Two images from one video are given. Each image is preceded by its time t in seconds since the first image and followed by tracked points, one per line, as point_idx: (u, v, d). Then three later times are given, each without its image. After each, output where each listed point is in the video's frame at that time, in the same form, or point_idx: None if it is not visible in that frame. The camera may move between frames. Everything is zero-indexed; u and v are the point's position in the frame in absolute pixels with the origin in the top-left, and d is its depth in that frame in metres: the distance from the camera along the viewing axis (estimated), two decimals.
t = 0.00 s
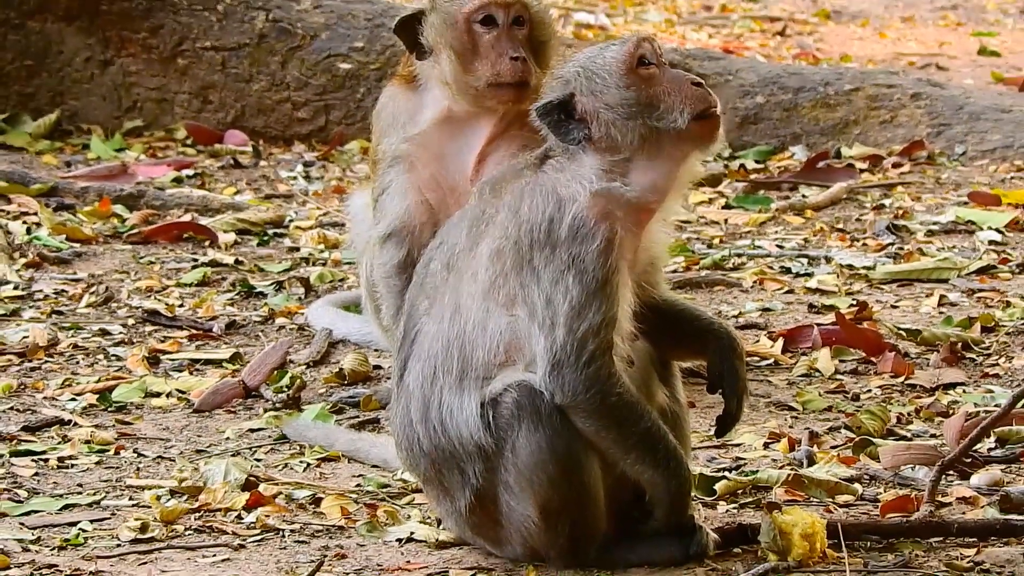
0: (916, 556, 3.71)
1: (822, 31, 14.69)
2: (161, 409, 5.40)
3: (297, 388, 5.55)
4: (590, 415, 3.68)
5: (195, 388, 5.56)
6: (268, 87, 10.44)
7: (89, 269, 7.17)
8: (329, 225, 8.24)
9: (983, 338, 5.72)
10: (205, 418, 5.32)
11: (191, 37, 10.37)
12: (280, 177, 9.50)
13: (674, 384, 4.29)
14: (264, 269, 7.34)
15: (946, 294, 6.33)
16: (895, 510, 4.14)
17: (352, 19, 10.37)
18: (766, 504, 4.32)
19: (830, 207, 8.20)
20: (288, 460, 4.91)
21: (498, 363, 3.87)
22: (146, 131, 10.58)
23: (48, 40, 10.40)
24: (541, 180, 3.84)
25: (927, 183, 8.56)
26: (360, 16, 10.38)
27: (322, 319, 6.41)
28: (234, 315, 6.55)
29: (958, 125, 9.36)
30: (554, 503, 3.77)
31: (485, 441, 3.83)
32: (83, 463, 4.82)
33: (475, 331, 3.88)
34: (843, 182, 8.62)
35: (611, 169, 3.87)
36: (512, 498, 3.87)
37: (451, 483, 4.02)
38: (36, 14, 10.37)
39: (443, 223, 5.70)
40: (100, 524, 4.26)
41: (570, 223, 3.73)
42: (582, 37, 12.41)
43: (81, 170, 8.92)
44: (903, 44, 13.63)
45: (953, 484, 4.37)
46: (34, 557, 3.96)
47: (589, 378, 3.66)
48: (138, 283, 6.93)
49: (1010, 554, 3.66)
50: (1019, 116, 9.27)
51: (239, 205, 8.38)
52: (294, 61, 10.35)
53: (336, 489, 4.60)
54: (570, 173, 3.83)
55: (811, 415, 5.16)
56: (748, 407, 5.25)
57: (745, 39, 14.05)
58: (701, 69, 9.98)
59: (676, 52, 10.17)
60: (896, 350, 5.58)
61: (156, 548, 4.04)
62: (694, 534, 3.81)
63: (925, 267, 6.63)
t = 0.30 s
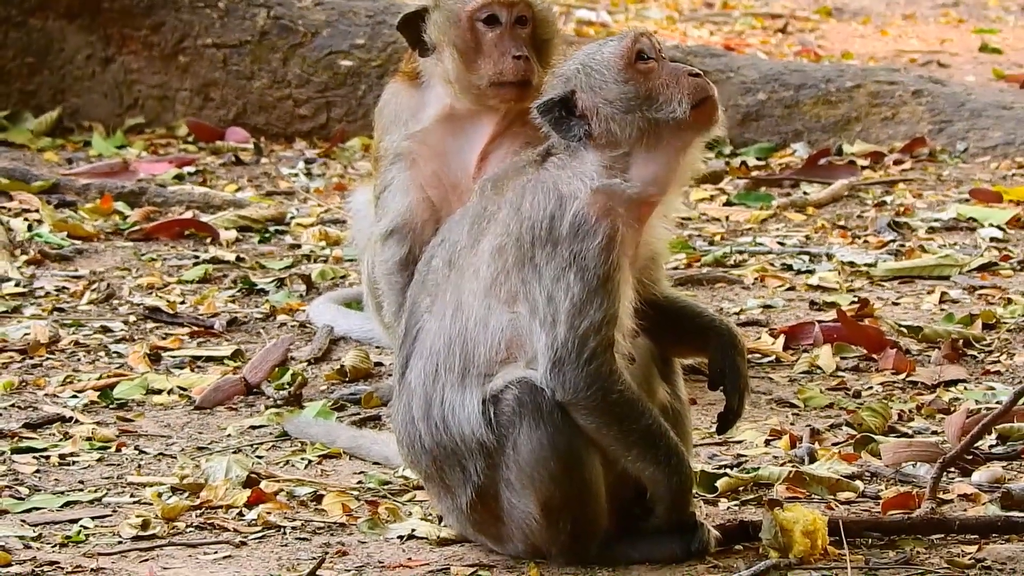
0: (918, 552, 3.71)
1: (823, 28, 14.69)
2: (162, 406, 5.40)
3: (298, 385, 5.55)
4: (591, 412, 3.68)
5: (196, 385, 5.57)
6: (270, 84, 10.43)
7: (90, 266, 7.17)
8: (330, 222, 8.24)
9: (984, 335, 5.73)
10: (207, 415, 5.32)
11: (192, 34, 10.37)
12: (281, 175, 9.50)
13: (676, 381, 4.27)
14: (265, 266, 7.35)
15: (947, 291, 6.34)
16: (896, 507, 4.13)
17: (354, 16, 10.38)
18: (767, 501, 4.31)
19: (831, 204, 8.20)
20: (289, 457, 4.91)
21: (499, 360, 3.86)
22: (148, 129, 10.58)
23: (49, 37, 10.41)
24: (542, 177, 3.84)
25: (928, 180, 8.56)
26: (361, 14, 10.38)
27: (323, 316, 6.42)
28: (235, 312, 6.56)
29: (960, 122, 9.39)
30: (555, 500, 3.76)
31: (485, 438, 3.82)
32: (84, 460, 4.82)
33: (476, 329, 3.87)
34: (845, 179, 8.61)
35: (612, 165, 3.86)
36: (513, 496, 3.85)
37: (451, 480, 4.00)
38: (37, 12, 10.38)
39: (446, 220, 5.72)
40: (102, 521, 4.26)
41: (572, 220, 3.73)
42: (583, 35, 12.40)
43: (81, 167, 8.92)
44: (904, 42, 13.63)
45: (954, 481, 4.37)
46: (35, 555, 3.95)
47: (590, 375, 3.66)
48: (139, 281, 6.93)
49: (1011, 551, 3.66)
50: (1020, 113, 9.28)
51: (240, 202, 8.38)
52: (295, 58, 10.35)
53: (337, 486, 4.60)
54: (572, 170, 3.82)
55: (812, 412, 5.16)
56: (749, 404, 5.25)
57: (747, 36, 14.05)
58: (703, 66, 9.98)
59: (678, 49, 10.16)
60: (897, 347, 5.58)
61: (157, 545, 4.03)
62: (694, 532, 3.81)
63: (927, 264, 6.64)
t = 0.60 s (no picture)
0: (918, 551, 3.70)
1: (824, 26, 14.69)
2: (163, 404, 5.40)
3: (298, 384, 5.54)
4: (592, 410, 3.68)
5: (197, 384, 5.57)
6: (271, 83, 10.43)
7: (91, 264, 7.17)
8: (331, 220, 8.25)
9: (985, 333, 5.74)
10: (207, 413, 5.32)
11: (193, 32, 10.36)
12: (282, 173, 9.50)
13: (677, 380, 4.25)
14: (266, 265, 7.35)
15: (948, 289, 6.35)
16: (897, 505, 4.12)
17: (354, 14, 10.37)
18: (767, 499, 4.29)
19: (832, 202, 8.21)
20: (289, 456, 4.90)
21: (500, 358, 3.85)
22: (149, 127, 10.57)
23: (49, 35, 10.40)
24: (543, 175, 3.83)
25: (929, 178, 8.57)
26: (362, 12, 10.39)
27: (323, 314, 6.43)
28: (235, 310, 6.56)
29: (960, 120, 9.42)
30: (556, 498, 3.76)
31: (486, 436, 3.82)
32: (85, 458, 4.81)
33: (477, 326, 3.87)
34: (845, 177, 8.61)
35: (613, 165, 3.86)
36: (513, 494, 3.85)
37: (452, 478, 4.00)
38: (38, 10, 10.38)
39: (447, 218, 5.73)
40: (102, 519, 4.25)
41: (573, 217, 3.72)
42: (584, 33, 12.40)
43: (82, 166, 8.91)
44: (904, 40, 13.64)
45: (954, 479, 4.36)
46: (36, 553, 3.94)
47: (592, 373, 3.66)
48: (140, 279, 6.93)
49: (1012, 549, 3.64)
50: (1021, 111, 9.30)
51: (241, 200, 8.38)
52: (296, 56, 10.35)
53: (338, 485, 4.59)
54: (573, 168, 3.82)
55: (813, 410, 5.16)
56: (750, 402, 5.25)
57: (747, 34, 14.06)
58: (703, 64, 9.98)
59: (679, 48, 10.15)
60: (898, 345, 5.59)
61: (158, 543, 4.02)
62: (695, 530, 3.80)
63: (927, 262, 6.64)
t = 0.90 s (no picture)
0: (919, 550, 3.70)
1: (824, 25, 14.69)
2: (163, 403, 5.40)
3: (299, 383, 5.54)
4: (593, 410, 3.67)
5: (197, 383, 5.57)
6: (272, 82, 10.43)
7: (91, 263, 7.17)
8: (332, 219, 8.24)
9: (985, 332, 5.74)
10: (208, 412, 5.32)
11: (194, 31, 10.36)
12: (283, 172, 9.50)
13: (677, 379, 4.25)
14: (267, 264, 7.35)
15: (948, 288, 6.35)
16: (898, 505, 4.12)
17: (355, 13, 10.38)
18: (768, 498, 4.29)
19: (832, 201, 8.21)
20: (290, 455, 4.90)
21: (500, 357, 3.85)
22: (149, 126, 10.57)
23: (50, 34, 10.40)
24: (544, 174, 3.83)
25: (930, 177, 8.57)
26: (363, 11, 10.40)
27: (324, 313, 6.43)
28: (236, 309, 6.56)
29: (961, 119, 9.43)
30: (557, 497, 3.76)
31: (487, 435, 3.81)
32: (86, 457, 4.81)
33: (478, 325, 3.86)
34: (845, 176, 8.61)
35: (614, 165, 3.86)
36: (514, 493, 3.84)
37: (453, 477, 3.99)
38: (39, 9, 10.38)
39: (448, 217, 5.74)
40: (103, 518, 4.25)
41: (574, 217, 3.72)
42: (585, 32, 12.40)
43: (82, 165, 8.91)
44: (905, 39, 13.65)
45: (955, 478, 4.36)
46: (37, 552, 3.94)
47: (592, 373, 3.66)
48: (141, 278, 6.94)
49: (1012, 549, 3.64)
50: (1021, 111, 9.31)
51: (241, 199, 8.38)
52: (296, 55, 10.35)
53: (339, 484, 4.60)
54: (574, 168, 3.82)
55: (813, 409, 5.16)
56: (750, 401, 5.25)
57: (748, 33, 14.06)
58: (704, 63, 9.97)
59: (680, 47, 10.15)
60: (898, 345, 5.59)
61: (158, 542, 4.02)
62: (696, 530, 3.80)
63: (928, 262, 6.64)
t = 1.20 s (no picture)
0: (919, 550, 3.70)
1: (824, 24, 14.68)
2: (164, 403, 5.39)
3: (299, 382, 5.54)
4: (593, 411, 3.67)
5: (198, 382, 5.58)
6: (272, 81, 10.43)
7: (92, 263, 7.17)
8: (332, 218, 8.24)
9: (986, 331, 5.74)
10: (208, 412, 5.33)
11: (194, 30, 10.36)
12: (283, 172, 9.50)
13: (678, 379, 4.24)
14: (267, 263, 7.36)
15: (949, 288, 6.35)
16: (898, 504, 4.11)
17: (355, 13, 10.38)
18: (768, 498, 4.29)
19: (832, 200, 8.22)
20: (291, 454, 4.90)
21: (500, 356, 3.84)
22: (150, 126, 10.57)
23: (50, 34, 10.40)
24: (546, 175, 3.82)
25: (930, 177, 8.57)
26: (363, 11, 10.39)
27: (324, 313, 6.43)
28: (237, 309, 6.57)
29: (961, 119, 9.44)
30: (557, 497, 3.75)
31: (487, 435, 3.81)
32: (86, 456, 4.81)
33: (478, 325, 3.86)
34: (845, 176, 8.61)
35: (619, 166, 3.85)
36: (514, 492, 3.84)
37: (453, 477, 3.99)
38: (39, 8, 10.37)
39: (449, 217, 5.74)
40: (104, 517, 4.25)
41: (575, 218, 3.71)
42: (585, 31, 12.40)
43: (83, 164, 8.91)
44: (905, 38, 13.64)
45: (955, 478, 4.36)
46: (37, 552, 3.94)
47: (592, 373, 3.65)
48: (141, 277, 6.94)
49: (1013, 548, 3.63)
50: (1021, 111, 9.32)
51: (241, 199, 8.38)
52: (297, 55, 10.35)
53: (339, 483, 4.59)
54: (576, 169, 3.81)
55: (814, 408, 5.16)
56: (751, 401, 5.25)
57: (749, 32, 14.06)
58: (704, 62, 9.97)
59: (680, 46, 10.15)
60: (899, 344, 5.59)
61: (158, 542, 4.02)
62: (696, 529, 3.80)
63: (928, 261, 6.64)
